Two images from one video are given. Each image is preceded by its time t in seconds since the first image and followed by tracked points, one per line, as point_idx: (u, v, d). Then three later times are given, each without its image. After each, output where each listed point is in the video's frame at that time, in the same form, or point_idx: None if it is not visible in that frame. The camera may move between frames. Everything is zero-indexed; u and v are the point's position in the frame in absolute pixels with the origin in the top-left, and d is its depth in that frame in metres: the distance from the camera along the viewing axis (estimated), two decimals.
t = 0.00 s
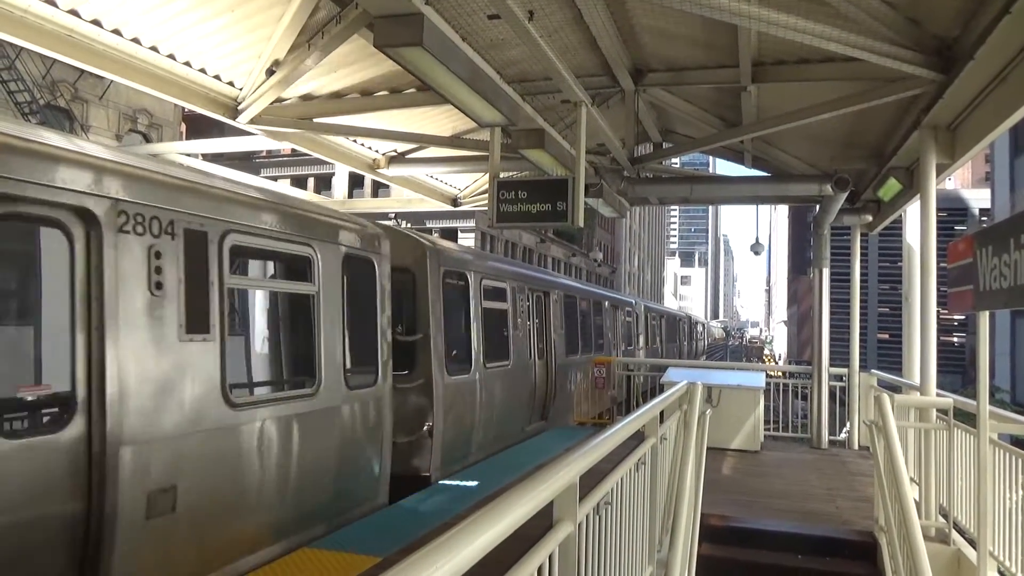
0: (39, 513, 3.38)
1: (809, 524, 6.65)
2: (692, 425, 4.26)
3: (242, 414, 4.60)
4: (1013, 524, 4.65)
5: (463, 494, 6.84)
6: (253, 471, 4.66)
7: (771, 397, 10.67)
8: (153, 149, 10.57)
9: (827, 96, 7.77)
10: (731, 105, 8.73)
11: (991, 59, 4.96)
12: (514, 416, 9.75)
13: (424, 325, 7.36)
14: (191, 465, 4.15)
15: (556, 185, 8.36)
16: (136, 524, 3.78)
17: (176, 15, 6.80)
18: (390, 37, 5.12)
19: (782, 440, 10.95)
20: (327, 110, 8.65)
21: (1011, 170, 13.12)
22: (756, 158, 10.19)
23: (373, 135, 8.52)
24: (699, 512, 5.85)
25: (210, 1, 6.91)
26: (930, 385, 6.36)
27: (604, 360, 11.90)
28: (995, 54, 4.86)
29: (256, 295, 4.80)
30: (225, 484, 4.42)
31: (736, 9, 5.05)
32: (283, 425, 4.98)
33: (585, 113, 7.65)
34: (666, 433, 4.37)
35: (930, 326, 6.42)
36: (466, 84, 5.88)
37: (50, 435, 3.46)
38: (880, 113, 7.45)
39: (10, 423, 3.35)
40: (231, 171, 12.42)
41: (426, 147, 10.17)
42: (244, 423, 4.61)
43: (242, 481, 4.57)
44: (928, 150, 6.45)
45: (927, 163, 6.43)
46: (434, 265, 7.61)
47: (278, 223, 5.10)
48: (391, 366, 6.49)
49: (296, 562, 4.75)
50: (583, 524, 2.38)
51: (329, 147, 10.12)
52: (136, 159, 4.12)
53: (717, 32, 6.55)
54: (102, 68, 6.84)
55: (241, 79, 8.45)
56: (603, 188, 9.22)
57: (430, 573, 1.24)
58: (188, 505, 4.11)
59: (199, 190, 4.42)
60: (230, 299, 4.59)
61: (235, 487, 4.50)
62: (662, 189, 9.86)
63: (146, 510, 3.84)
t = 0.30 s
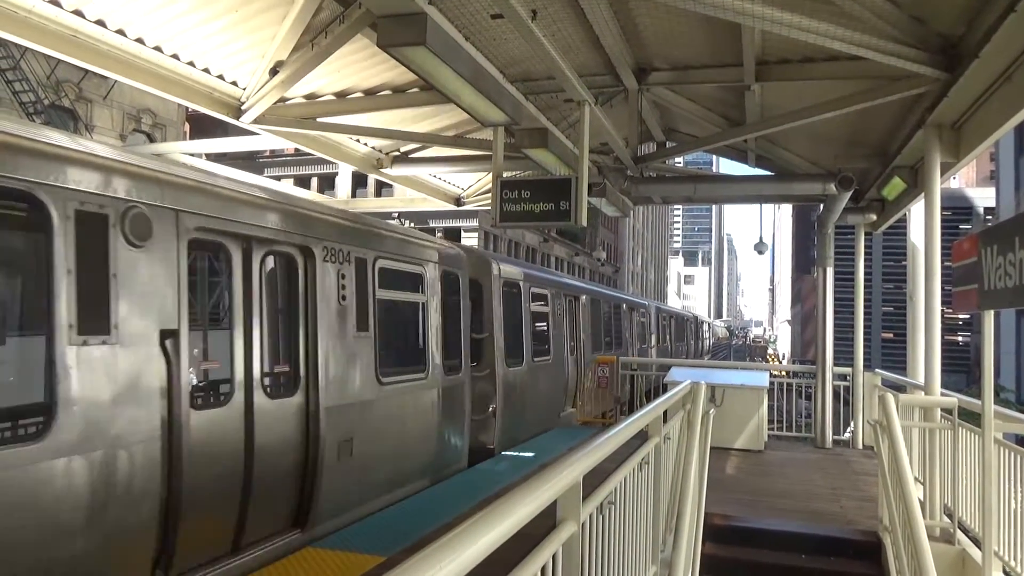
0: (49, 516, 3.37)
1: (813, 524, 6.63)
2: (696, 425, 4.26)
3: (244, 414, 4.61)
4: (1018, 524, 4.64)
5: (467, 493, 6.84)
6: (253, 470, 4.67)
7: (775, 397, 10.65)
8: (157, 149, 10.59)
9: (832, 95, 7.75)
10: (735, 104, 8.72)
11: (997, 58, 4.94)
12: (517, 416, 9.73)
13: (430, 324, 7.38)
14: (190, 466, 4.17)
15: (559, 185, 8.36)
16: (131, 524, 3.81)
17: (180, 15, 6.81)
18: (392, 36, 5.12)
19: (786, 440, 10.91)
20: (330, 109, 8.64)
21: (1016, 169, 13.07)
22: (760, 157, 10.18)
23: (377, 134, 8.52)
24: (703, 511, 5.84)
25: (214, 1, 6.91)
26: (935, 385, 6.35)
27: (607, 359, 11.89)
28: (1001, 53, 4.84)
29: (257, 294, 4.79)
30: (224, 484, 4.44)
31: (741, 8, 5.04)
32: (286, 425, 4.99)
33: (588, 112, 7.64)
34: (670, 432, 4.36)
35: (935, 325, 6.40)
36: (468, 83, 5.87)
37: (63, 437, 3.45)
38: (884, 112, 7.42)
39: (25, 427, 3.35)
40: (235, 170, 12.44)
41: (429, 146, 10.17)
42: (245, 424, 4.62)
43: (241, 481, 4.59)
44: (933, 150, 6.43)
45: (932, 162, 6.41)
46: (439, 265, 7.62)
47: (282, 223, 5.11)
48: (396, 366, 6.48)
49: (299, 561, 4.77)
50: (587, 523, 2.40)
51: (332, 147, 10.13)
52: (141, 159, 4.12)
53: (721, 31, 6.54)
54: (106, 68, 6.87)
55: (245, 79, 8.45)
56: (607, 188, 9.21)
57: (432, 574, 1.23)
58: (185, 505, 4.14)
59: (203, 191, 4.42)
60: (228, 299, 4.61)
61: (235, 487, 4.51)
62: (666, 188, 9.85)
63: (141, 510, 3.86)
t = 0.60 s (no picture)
0: (52, 512, 3.39)
1: (816, 524, 6.63)
2: (699, 425, 4.24)
3: (244, 413, 4.61)
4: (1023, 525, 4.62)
5: (470, 493, 6.84)
6: (254, 469, 4.67)
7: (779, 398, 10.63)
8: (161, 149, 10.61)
9: (836, 95, 7.74)
10: (739, 103, 8.71)
11: (1003, 57, 4.92)
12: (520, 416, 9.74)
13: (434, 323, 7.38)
14: (191, 466, 4.17)
15: (562, 185, 8.36)
16: (133, 522, 3.80)
17: (185, 15, 6.83)
18: (397, 36, 5.12)
19: (790, 440, 10.89)
20: (334, 109, 8.65)
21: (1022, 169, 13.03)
22: (764, 157, 10.17)
23: (380, 134, 8.53)
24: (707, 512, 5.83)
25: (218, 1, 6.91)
26: (939, 386, 6.33)
27: (611, 359, 11.89)
28: (1007, 52, 4.82)
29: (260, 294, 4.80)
30: (224, 483, 4.44)
31: (745, 8, 5.03)
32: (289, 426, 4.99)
33: (592, 112, 7.64)
34: (673, 432, 4.36)
35: (939, 326, 6.38)
36: (472, 83, 5.86)
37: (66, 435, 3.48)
38: (889, 112, 7.40)
39: (32, 421, 3.36)
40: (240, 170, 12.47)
41: (433, 146, 10.18)
42: (248, 423, 4.64)
43: (244, 480, 4.59)
44: (937, 149, 6.41)
45: (936, 161, 6.38)
46: (444, 265, 7.62)
47: (286, 222, 5.12)
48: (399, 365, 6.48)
49: (301, 561, 4.77)
50: (589, 521, 2.40)
51: (336, 147, 10.14)
52: (145, 159, 4.13)
53: (724, 31, 6.54)
54: (111, 69, 6.90)
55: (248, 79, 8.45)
56: (610, 188, 9.21)
57: (435, 573, 1.23)
58: (185, 503, 4.13)
59: (208, 191, 4.43)
60: (233, 296, 4.62)
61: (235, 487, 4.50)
62: (669, 189, 9.85)
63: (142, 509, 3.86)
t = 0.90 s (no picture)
0: (54, 512, 3.39)
1: (818, 525, 6.63)
2: (701, 425, 4.24)
3: (247, 412, 4.61)
4: None
5: (471, 493, 6.85)
6: (257, 468, 4.67)
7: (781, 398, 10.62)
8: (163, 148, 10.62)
9: (838, 95, 7.73)
10: (741, 104, 8.71)
11: (1006, 59, 4.92)
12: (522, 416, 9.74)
13: (435, 322, 7.39)
14: (193, 465, 4.18)
15: (564, 185, 8.36)
16: (134, 521, 3.81)
17: (187, 16, 6.83)
18: (398, 36, 5.12)
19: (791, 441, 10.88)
20: (336, 109, 8.65)
21: None
22: (766, 158, 10.17)
23: (382, 134, 8.53)
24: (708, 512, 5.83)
25: (220, 1, 6.92)
26: (941, 387, 6.32)
27: (612, 360, 11.89)
28: (1009, 53, 4.81)
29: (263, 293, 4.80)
30: (228, 483, 4.44)
31: (747, 8, 5.03)
32: (292, 425, 5.00)
33: (594, 112, 7.63)
34: (675, 432, 4.36)
35: (942, 327, 6.36)
36: (474, 83, 5.85)
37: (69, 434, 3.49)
38: (891, 112, 7.39)
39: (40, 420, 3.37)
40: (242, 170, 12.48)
41: (435, 146, 10.18)
42: (251, 423, 4.63)
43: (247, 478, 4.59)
44: (940, 150, 6.41)
45: (938, 162, 6.38)
46: (446, 265, 7.61)
47: (289, 222, 5.12)
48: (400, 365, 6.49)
49: (305, 560, 4.78)
50: (591, 521, 2.40)
51: (338, 147, 10.14)
52: (148, 158, 4.13)
53: (728, 30, 6.51)
54: (113, 68, 6.89)
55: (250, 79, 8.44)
56: (612, 188, 9.20)
57: (437, 573, 1.23)
58: (188, 502, 4.14)
59: (210, 191, 4.44)
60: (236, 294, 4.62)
61: (238, 486, 4.51)
62: (671, 189, 9.84)
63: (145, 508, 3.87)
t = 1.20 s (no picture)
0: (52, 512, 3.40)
1: (819, 524, 6.63)
2: (701, 425, 4.23)
3: (246, 413, 4.60)
4: None
5: (472, 492, 6.85)
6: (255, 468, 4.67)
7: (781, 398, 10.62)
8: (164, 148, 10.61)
9: (838, 94, 7.72)
10: (741, 103, 8.70)
11: (1007, 58, 4.91)
12: (523, 416, 9.75)
13: (437, 321, 7.39)
14: (188, 466, 4.18)
15: (565, 185, 8.36)
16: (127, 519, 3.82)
17: (188, 15, 6.83)
18: (399, 36, 5.12)
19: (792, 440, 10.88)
20: (336, 109, 8.65)
21: None
22: (767, 157, 10.17)
23: (382, 135, 8.53)
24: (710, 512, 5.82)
25: (221, 1, 6.92)
26: (942, 387, 6.32)
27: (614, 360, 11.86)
28: (1010, 52, 4.81)
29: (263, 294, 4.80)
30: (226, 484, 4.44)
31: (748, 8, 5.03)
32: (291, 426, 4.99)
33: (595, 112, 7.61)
34: (676, 431, 4.36)
35: (943, 327, 6.36)
36: (475, 82, 5.85)
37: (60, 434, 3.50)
38: (892, 112, 7.38)
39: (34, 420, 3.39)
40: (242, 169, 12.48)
41: (435, 146, 10.17)
42: (250, 424, 4.63)
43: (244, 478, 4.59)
44: (941, 150, 6.41)
45: (939, 162, 6.37)
46: (446, 265, 7.60)
47: (289, 222, 5.11)
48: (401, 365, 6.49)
49: (305, 560, 4.79)
50: (592, 522, 2.40)
51: (338, 147, 10.13)
52: (148, 159, 4.12)
53: (728, 30, 6.52)
54: (114, 69, 6.89)
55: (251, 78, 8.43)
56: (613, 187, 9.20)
57: (439, 573, 1.24)
58: (182, 502, 4.15)
59: (209, 191, 4.44)
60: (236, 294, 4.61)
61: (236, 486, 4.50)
62: (673, 189, 9.84)
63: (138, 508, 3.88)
